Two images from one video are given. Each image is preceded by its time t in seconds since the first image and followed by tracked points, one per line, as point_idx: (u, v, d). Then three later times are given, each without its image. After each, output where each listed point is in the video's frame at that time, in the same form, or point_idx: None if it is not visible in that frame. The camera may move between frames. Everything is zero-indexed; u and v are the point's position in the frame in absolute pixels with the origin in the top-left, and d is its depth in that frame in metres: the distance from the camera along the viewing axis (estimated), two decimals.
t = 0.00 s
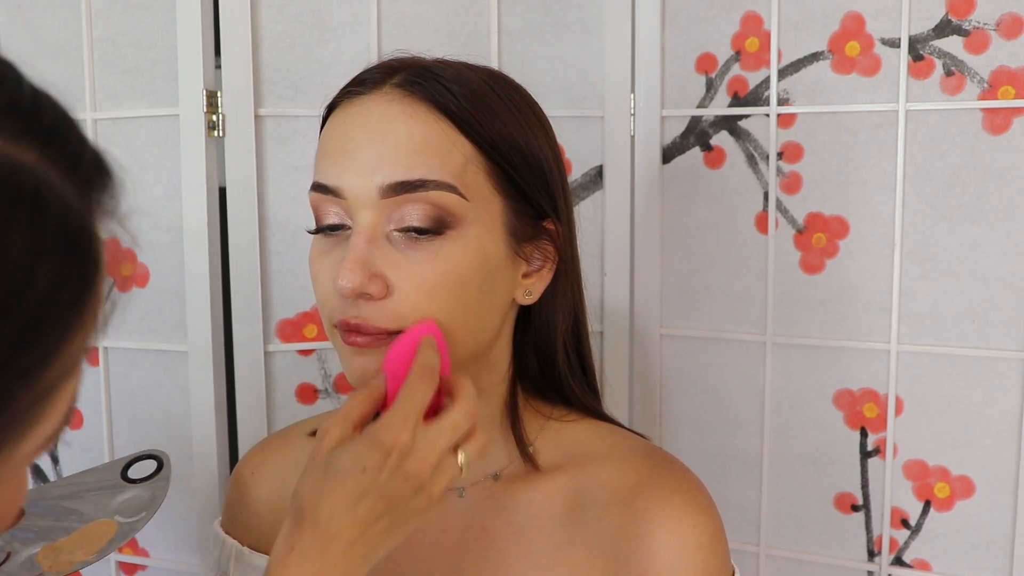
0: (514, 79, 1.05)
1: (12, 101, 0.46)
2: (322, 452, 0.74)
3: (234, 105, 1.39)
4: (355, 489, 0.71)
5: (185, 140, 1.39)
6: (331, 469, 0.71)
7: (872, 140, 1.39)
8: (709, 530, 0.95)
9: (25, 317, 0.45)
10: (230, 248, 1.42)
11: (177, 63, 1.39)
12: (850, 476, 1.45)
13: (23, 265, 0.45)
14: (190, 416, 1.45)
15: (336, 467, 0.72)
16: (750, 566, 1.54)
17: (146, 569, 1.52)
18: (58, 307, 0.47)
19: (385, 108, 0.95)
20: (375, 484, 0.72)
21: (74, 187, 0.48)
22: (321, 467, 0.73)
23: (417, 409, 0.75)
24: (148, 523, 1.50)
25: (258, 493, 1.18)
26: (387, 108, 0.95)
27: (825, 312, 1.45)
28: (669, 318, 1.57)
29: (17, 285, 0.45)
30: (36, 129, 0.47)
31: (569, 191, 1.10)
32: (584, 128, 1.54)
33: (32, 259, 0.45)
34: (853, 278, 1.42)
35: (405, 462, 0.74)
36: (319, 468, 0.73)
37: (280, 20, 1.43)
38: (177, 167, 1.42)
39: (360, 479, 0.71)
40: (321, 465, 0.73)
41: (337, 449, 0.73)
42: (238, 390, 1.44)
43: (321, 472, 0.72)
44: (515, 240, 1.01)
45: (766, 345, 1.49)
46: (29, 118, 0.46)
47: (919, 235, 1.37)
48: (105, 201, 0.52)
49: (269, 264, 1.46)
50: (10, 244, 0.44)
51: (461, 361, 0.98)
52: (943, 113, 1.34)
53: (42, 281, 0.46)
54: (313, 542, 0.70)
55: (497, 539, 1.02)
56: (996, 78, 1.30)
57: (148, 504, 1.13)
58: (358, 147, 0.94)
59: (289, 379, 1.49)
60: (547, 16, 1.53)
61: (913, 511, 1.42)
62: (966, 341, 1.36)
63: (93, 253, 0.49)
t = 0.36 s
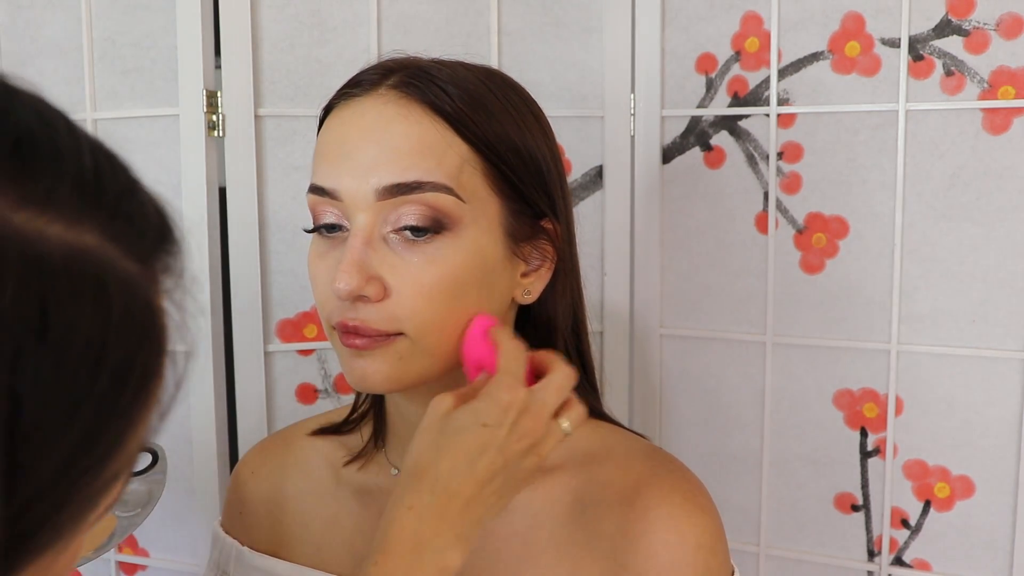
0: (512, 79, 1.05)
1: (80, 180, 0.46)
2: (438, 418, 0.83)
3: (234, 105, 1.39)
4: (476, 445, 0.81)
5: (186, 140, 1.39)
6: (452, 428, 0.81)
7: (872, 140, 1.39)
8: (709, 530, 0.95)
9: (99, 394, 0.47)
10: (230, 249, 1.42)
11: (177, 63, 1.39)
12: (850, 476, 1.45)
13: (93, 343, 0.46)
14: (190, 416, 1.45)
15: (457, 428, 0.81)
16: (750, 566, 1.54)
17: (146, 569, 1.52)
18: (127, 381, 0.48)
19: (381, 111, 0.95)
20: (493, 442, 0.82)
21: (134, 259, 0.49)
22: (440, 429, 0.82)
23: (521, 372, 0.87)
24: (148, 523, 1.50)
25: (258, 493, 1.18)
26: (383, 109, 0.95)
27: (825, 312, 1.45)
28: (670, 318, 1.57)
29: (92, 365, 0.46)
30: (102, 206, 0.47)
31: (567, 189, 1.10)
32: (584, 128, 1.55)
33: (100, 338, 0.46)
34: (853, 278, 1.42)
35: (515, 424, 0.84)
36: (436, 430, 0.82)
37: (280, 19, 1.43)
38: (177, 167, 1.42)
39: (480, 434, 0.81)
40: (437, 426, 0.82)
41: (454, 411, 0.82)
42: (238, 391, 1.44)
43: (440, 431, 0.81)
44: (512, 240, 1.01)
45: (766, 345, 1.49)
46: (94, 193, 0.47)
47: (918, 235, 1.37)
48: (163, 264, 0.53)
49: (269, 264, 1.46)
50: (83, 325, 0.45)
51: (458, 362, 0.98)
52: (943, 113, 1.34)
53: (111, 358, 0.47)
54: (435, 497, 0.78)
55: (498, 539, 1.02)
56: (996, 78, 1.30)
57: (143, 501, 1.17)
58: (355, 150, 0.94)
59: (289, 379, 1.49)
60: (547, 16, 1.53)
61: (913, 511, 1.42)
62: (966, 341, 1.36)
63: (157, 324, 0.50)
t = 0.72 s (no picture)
0: (501, 78, 1.04)
1: (113, 152, 0.46)
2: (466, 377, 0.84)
3: (234, 105, 1.39)
4: (507, 394, 0.81)
5: (186, 140, 1.40)
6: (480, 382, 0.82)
7: (872, 140, 1.39)
8: (707, 530, 0.96)
9: (136, 357, 0.47)
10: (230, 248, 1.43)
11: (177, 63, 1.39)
12: (850, 476, 1.45)
13: (128, 309, 0.46)
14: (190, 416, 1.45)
15: (488, 379, 0.82)
16: (750, 566, 1.54)
17: (147, 569, 1.52)
18: (160, 342, 0.49)
19: (369, 112, 0.95)
20: (523, 390, 0.82)
21: (166, 228, 0.49)
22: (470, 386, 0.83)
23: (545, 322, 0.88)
24: (148, 522, 1.50)
25: (258, 493, 1.18)
26: (372, 111, 0.95)
27: (825, 312, 1.45)
28: (670, 318, 1.57)
29: (128, 327, 0.47)
30: (134, 176, 0.48)
31: (559, 187, 1.10)
32: (584, 128, 1.55)
33: (133, 304, 0.46)
34: (853, 278, 1.42)
35: (545, 371, 0.84)
36: (466, 386, 0.83)
37: (280, 19, 1.43)
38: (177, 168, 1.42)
39: (509, 385, 0.81)
40: (467, 382, 0.83)
41: (483, 365, 0.83)
42: (239, 390, 1.44)
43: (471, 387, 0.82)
44: (504, 240, 1.00)
45: (766, 345, 1.49)
46: (126, 165, 0.47)
47: (918, 235, 1.37)
48: (193, 232, 0.53)
49: (269, 264, 1.46)
50: (118, 290, 0.46)
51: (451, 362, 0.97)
52: (943, 113, 1.34)
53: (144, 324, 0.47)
54: (472, 450, 0.79)
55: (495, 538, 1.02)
56: (996, 78, 1.30)
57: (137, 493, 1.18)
58: (343, 152, 0.95)
59: (289, 379, 1.49)
60: (547, 16, 1.53)
61: (913, 511, 1.41)
62: (966, 341, 1.35)
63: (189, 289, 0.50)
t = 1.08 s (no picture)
0: (501, 77, 1.05)
1: (126, 134, 0.48)
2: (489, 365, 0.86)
3: (234, 105, 1.39)
4: (535, 378, 0.83)
5: (186, 140, 1.39)
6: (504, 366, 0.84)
7: (872, 140, 1.39)
8: (706, 530, 0.96)
9: (138, 325, 0.48)
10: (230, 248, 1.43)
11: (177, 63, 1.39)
12: (850, 476, 1.45)
13: (133, 280, 0.47)
14: (190, 416, 1.45)
15: (513, 364, 0.84)
16: (750, 566, 1.54)
17: (147, 569, 1.52)
18: (162, 315, 0.49)
19: (370, 112, 0.95)
20: (551, 374, 0.84)
21: (172, 209, 0.50)
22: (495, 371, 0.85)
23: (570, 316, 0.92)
24: (148, 522, 1.50)
25: (258, 493, 1.18)
26: (372, 111, 0.95)
27: (825, 312, 1.45)
28: (670, 318, 1.57)
29: (132, 295, 0.47)
30: (146, 156, 0.48)
31: (560, 186, 1.10)
32: (584, 128, 1.55)
33: (139, 276, 0.47)
34: (853, 278, 1.42)
35: (569, 361, 0.87)
36: (490, 372, 0.85)
37: (280, 19, 1.43)
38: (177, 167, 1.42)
39: (535, 368, 0.83)
40: (491, 369, 0.85)
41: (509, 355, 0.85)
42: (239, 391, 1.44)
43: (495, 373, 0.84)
44: (506, 238, 1.00)
45: (766, 346, 1.49)
46: (139, 148, 0.48)
47: (919, 235, 1.37)
48: (197, 218, 0.54)
49: (269, 264, 1.46)
50: (124, 261, 0.46)
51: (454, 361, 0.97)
52: (943, 113, 1.34)
53: (145, 298, 0.48)
54: (494, 431, 0.79)
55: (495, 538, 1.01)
56: (996, 78, 1.30)
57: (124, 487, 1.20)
58: (344, 152, 0.94)
59: (289, 379, 1.49)
60: (547, 16, 1.53)
61: (913, 511, 1.41)
62: (966, 341, 1.35)
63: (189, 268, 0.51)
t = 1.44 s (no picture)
0: (498, 76, 1.04)
1: (39, 64, 0.47)
2: (450, 434, 0.85)
3: (234, 105, 1.39)
4: (496, 461, 0.84)
5: (185, 139, 1.39)
6: (469, 441, 0.84)
7: (872, 140, 1.39)
8: (706, 528, 0.96)
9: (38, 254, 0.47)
10: (230, 247, 1.43)
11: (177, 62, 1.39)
12: (850, 476, 1.45)
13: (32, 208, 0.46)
14: (190, 416, 1.45)
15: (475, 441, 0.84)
16: (750, 566, 1.54)
17: (146, 569, 1.52)
18: (66, 247, 0.48)
19: (367, 111, 0.95)
20: (510, 455, 0.86)
21: (85, 140, 0.48)
22: (457, 443, 0.84)
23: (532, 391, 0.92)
24: (148, 522, 1.50)
25: (258, 492, 1.18)
26: (368, 109, 0.95)
27: (825, 312, 1.45)
28: (670, 318, 1.57)
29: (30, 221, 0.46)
30: (57, 87, 0.47)
31: (559, 185, 1.10)
32: (584, 128, 1.54)
33: (42, 203, 0.46)
34: (853, 278, 1.42)
35: (525, 443, 0.89)
36: (453, 443, 0.84)
37: (280, 19, 1.43)
38: (177, 167, 1.42)
39: (498, 449, 0.85)
40: (452, 440, 0.85)
41: (468, 427, 0.86)
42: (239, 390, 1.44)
43: (457, 447, 0.84)
44: (503, 237, 1.01)
45: (766, 346, 1.49)
46: (53, 80, 0.47)
47: (919, 235, 1.37)
48: (123, 161, 0.52)
49: (269, 264, 1.46)
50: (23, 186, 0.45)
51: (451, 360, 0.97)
52: (943, 113, 1.34)
53: (48, 229, 0.47)
54: (454, 512, 0.80)
55: (496, 538, 1.02)
56: (996, 78, 1.30)
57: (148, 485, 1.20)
58: (341, 151, 0.94)
59: (289, 379, 1.49)
60: (547, 16, 1.53)
61: (913, 511, 1.41)
62: (966, 341, 1.36)
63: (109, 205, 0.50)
